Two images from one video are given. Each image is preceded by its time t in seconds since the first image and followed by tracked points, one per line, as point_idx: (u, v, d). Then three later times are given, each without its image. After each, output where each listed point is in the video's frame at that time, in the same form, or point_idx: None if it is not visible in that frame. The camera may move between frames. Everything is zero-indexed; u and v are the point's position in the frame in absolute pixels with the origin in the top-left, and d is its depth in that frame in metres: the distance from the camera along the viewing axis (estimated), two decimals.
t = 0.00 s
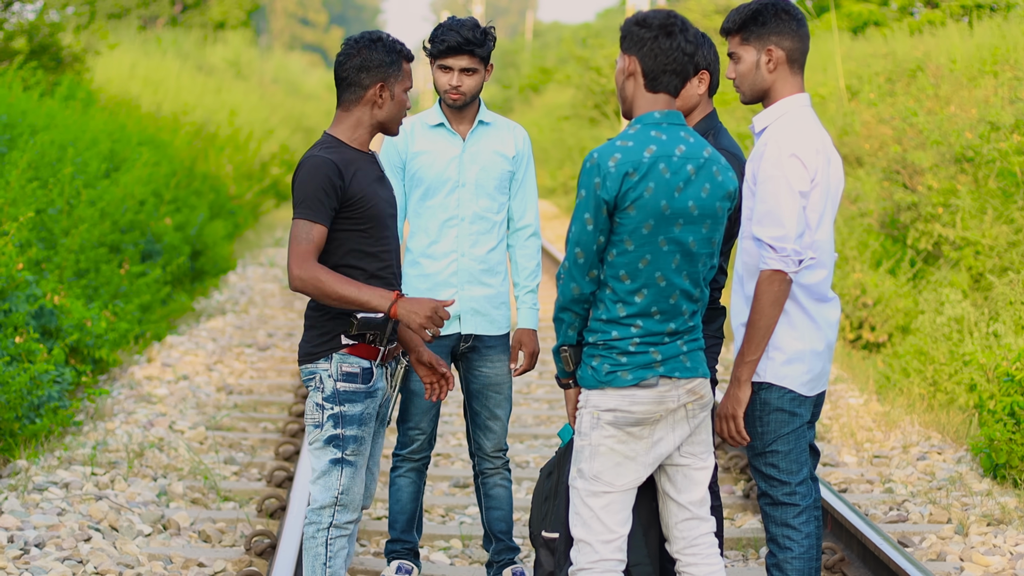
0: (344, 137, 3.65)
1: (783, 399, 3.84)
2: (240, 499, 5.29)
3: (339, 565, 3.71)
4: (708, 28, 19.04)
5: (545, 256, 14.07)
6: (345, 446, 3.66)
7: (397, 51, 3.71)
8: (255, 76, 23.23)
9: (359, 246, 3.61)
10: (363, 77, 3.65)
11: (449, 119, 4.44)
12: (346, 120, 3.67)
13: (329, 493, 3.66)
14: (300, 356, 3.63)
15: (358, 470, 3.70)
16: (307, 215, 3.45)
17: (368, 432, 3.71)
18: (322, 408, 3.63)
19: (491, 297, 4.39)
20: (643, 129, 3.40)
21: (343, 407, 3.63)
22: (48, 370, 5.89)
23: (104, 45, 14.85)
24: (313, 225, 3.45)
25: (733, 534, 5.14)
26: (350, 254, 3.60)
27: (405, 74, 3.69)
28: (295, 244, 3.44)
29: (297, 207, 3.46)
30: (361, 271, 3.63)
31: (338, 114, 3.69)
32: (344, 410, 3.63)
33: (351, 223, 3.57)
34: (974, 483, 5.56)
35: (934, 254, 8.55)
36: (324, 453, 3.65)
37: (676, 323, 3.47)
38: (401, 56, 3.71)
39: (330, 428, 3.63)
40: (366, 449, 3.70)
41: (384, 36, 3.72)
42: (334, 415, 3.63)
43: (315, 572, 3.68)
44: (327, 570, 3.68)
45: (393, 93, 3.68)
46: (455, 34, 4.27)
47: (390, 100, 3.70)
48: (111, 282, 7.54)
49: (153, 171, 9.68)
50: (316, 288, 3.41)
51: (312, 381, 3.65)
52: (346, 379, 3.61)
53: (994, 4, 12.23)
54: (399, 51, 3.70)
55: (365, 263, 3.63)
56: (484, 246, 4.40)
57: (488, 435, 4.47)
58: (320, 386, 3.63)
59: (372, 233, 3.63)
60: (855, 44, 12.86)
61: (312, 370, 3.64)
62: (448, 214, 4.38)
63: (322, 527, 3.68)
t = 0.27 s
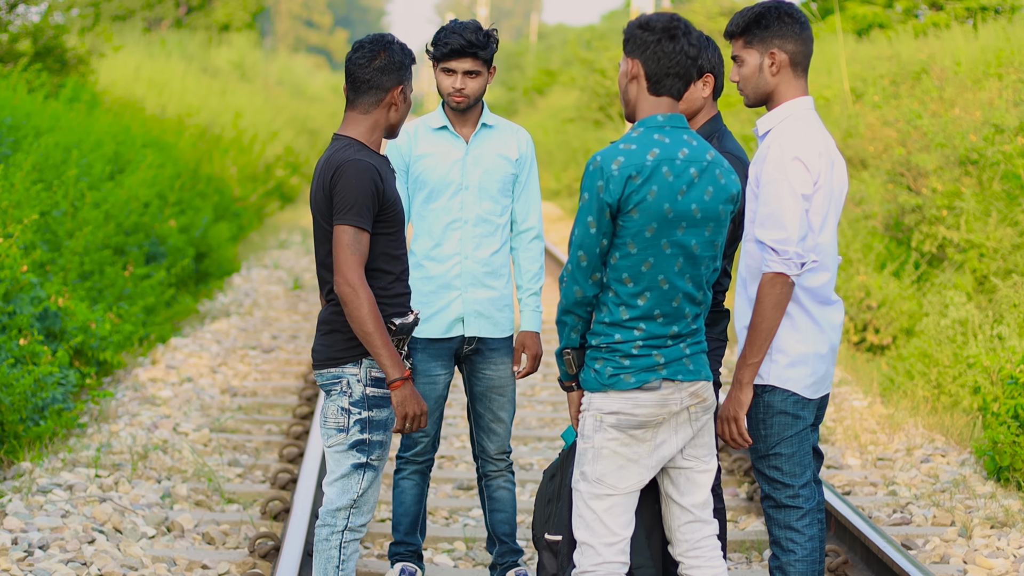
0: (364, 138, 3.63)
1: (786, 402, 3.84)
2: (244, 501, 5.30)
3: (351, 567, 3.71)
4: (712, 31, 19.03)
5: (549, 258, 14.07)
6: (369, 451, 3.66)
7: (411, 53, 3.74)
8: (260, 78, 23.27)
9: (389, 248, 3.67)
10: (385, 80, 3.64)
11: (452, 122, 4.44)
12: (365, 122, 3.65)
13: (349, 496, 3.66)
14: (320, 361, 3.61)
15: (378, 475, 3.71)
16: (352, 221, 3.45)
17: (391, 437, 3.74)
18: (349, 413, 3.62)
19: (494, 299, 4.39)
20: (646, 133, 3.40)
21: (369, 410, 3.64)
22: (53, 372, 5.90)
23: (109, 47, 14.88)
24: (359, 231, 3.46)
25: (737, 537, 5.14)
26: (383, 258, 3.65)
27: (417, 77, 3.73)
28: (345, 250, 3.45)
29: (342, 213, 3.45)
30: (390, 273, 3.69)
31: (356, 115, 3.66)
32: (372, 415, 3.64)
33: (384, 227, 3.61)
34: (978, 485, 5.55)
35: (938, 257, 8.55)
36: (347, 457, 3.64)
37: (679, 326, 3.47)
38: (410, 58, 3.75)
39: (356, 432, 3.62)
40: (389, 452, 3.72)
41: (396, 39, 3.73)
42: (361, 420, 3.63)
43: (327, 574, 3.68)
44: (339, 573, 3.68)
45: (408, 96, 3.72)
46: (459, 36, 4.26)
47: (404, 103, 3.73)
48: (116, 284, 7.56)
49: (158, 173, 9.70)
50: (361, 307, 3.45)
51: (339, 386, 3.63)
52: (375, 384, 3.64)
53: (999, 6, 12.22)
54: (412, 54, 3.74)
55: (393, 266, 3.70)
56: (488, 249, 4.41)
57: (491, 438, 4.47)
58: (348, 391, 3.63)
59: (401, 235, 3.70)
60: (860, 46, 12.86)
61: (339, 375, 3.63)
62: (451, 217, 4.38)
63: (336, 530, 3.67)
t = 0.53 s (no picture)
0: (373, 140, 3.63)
1: (791, 403, 3.84)
2: (249, 501, 5.31)
3: (360, 568, 3.72)
4: (717, 31, 19.01)
5: (553, 258, 14.07)
6: (385, 454, 3.68)
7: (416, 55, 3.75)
8: (265, 78, 23.30)
9: (406, 249, 3.69)
10: (393, 82, 3.65)
11: (456, 123, 4.44)
12: (373, 124, 3.65)
13: (362, 498, 3.67)
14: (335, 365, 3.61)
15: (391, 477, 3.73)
16: (378, 223, 3.45)
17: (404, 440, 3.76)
18: (368, 416, 3.63)
19: (499, 300, 4.39)
20: (650, 134, 3.40)
21: (387, 413, 3.65)
22: (58, 373, 5.91)
23: (114, 47, 14.89)
24: (386, 233, 3.46)
25: (741, 538, 5.14)
26: (401, 257, 3.68)
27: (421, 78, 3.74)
28: (373, 253, 3.45)
29: (370, 216, 3.45)
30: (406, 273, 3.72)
31: (363, 117, 3.66)
32: (390, 418, 3.66)
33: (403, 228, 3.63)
34: (982, 487, 5.54)
35: (943, 257, 8.54)
36: (364, 459, 3.65)
37: (683, 327, 3.47)
38: (416, 59, 3.75)
39: (374, 435, 3.64)
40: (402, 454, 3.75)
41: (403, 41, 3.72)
42: (380, 423, 3.64)
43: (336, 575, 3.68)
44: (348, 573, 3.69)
45: (413, 97, 3.73)
46: (464, 36, 4.25)
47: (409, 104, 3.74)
48: (121, 285, 7.57)
49: (163, 173, 9.72)
50: (390, 311, 3.48)
51: (358, 389, 3.63)
52: (394, 388, 3.65)
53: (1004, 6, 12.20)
54: (418, 55, 3.73)
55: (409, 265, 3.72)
56: (492, 250, 4.41)
57: (496, 439, 4.48)
58: (367, 394, 3.63)
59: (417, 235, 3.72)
60: (864, 47, 12.84)
61: (358, 378, 3.63)
62: (456, 218, 4.38)
63: (347, 531, 3.67)
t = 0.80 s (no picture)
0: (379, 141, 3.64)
1: (798, 404, 3.84)
2: (255, 502, 5.31)
3: (367, 568, 3.71)
4: (722, 31, 19.00)
5: (559, 258, 14.08)
6: (393, 454, 3.68)
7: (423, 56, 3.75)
8: (270, 78, 23.32)
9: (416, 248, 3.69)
10: (400, 83, 3.64)
11: (463, 124, 4.44)
12: (379, 125, 3.65)
13: (369, 498, 3.67)
14: (342, 366, 3.61)
15: (398, 478, 3.73)
16: (389, 224, 3.45)
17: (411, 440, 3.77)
18: (375, 416, 3.64)
19: (505, 301, 4.39)
20: (657, 135, 3.40)
21: (393, 413, 3.65)
22: (64, 373, 5.92)
23: (119, 47, 14.91)
24: (397, 233, 3.46)
25: (747, 538, 5.13)
26: (411, 257, 3.68)
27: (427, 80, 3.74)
28: (385, 253, 3.44)
29: (380, 216, 3.44)
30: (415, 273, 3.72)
31: (370, 118, 3.65)
32: (397, 419, 3.67)
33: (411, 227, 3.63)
34: (988, 487, 5.53)
35: (948, 258, 8.53)
36: (372, 460, 3.65)
37: (690, 328, 3.47)
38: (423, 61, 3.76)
39: (381, 436, 3.65)
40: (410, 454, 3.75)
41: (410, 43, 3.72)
42: (388, 424, 3.65)
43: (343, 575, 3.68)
44: (355, 574, 3.68)
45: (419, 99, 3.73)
46: (472, 38, 4.26)
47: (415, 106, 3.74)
48: (126, 285, 7.58)
49: (168, 174, 9.72)
50: (405, 311, 3.49)
51: (365, 390, 3.64)
52: (401, 389, 3.66)
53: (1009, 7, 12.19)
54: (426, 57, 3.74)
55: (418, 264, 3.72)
56: (498, 250, 4.41)
57: (502, 439, 4.48)
58: (374, 395, 3.64)
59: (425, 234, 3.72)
60: (870, 47, 12.84)
61: (365, 379, 3.64)
62: (462, 219, 4.38)
63: (354, 531, 3.67)
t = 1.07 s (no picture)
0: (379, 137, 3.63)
1: (799, 403, 3.84)
2: (256, 501, 5.31)
3: (369, 567, 3.71)
4: (723, 30, 18.99)
5: (560, 257, 14.07)
6: (395, 453, 3.68)
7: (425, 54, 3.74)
8: (271, 76, 23.31)
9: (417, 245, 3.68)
10: (402, 81, 3.64)
11: (465, 122, 4.44)
12: (382, 123, 3.65)
13: (372, 497, 3.67)
14: (344, 364, 3.62)
15: (400, 477, 3.73)
16: (386, 221, 3.44)
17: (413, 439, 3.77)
18: (377, 415, 3.64)
19: (507, 299, 4.39)
20: (659, 134, 3.40)
21: (393, 412, 3.65)
22: (65, 372, 5.92)
23: (120, 45, 14.91)
24: (394, 230, 3.45)
25: (749, 537, 5.13)
26: (412, 255, 3.67)
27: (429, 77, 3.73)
28: (380, 250, 3.44)
29: (378, 213, 3.44)
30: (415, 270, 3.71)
31: (373, 116, 3.65)
32: (400, 417, 3.67)
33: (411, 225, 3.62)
34: (989, 486, 5.53)
35: (950, 257, 8.53)
36: (374, 459, 3.65)
37: (693, 327, 3.46)
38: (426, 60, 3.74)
39: (383, 435, 3.65)
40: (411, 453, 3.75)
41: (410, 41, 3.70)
42: (389, 423, 3.65)
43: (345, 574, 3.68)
44: (358, 573, 3.68)
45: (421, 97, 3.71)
46: (474, 37, 4.24)
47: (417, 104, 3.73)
48: (128, 283, 7.58)
49: (169, 172, 9.72)
50: (401, 307, 3.48)
51: (366, 389, 3.64)
52: (402, 387, 3.66)
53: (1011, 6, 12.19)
54: (429, 55, 3.73)
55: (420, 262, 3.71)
56: (500, 249, 4.40)
57: (504, 438, 4.47)
58: (376, 393, 3.64)
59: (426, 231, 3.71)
60: (871, 46, 12.83)
61: (367, 378, 3.64)
62: (464, 217, 4.38)
63: (357, 530, 3.67)
